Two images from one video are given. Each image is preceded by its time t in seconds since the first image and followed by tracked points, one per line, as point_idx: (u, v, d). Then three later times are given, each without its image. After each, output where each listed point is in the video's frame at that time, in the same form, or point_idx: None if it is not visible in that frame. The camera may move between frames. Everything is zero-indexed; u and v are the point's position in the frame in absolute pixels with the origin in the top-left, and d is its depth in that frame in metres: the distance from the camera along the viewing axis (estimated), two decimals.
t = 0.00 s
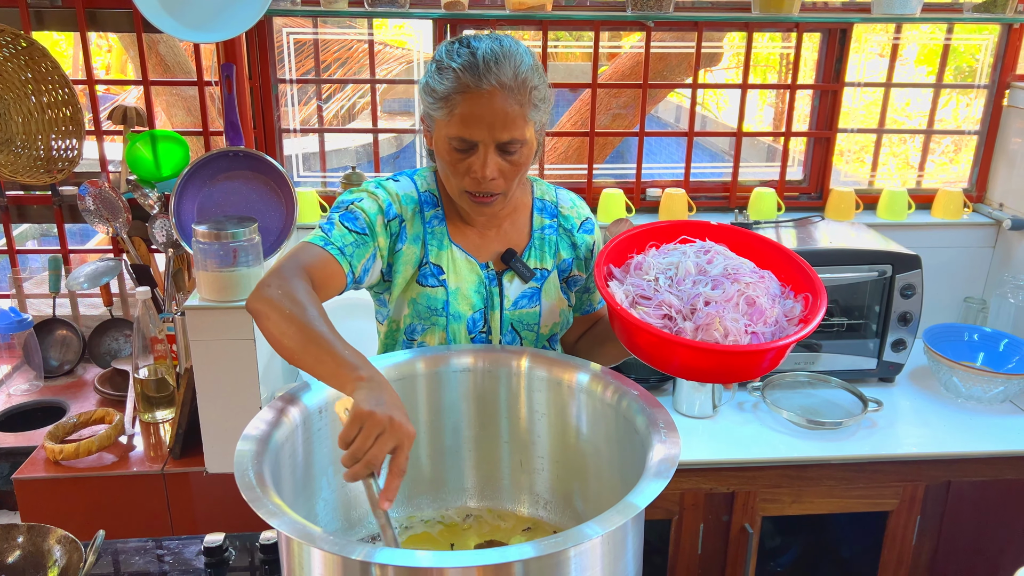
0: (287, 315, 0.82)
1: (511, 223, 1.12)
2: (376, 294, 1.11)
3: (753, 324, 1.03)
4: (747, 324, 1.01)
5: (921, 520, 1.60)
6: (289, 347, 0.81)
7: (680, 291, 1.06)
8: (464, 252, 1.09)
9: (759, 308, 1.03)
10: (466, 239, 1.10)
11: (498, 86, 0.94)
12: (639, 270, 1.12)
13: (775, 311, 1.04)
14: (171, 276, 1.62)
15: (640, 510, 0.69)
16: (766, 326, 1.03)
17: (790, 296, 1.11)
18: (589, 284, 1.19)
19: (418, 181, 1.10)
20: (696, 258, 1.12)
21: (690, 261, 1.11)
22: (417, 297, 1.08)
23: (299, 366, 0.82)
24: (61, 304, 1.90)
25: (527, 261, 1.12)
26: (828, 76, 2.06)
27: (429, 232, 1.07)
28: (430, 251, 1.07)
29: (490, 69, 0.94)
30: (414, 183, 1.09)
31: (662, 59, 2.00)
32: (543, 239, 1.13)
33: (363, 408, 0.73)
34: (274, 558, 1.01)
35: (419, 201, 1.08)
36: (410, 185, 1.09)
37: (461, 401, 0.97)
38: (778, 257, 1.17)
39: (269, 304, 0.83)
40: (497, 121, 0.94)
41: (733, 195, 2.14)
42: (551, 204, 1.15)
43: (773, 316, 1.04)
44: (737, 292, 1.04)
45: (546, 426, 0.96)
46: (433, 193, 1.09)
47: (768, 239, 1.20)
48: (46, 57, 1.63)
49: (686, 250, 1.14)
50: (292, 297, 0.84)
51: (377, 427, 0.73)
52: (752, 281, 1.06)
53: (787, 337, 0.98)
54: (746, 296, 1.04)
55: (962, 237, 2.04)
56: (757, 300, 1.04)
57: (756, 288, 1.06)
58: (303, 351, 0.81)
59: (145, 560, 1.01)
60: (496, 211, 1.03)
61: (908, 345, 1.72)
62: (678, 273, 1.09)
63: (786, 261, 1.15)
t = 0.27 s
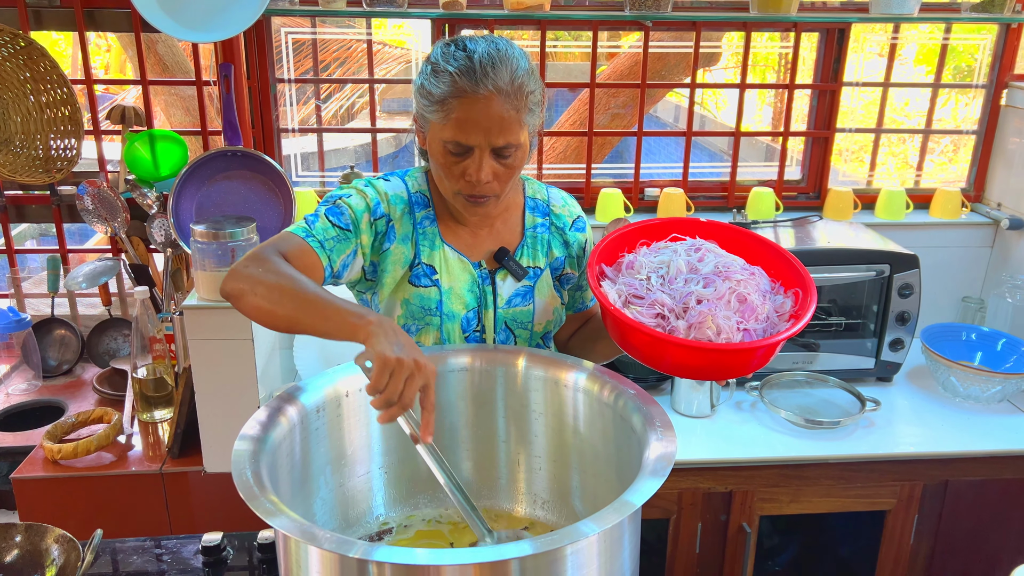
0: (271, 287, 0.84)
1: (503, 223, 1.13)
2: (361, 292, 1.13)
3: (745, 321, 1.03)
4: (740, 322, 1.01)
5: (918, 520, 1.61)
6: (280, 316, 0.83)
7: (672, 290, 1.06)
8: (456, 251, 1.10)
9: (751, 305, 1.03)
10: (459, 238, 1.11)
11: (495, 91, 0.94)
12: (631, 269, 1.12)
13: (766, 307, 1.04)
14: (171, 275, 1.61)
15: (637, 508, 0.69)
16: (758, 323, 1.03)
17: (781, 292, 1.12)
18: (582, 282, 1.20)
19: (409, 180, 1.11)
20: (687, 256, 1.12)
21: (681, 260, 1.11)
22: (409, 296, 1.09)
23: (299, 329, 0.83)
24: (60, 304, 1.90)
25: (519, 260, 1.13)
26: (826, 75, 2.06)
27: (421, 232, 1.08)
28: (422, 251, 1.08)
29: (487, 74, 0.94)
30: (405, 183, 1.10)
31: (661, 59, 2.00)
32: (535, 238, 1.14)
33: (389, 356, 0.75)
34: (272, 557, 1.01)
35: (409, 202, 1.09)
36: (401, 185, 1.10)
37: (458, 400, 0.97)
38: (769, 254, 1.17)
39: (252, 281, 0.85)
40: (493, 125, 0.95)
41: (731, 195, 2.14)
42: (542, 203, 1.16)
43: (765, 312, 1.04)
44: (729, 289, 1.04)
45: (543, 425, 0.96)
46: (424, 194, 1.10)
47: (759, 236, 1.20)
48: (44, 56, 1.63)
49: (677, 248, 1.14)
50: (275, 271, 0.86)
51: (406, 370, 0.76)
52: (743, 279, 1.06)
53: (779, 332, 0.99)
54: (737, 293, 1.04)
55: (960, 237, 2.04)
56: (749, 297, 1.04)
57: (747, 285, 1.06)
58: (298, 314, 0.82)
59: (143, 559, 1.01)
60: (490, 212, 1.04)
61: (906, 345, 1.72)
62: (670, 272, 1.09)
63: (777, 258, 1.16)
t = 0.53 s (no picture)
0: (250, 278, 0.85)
1: (498, 218, 1.15)
2: (356, 288, 1.14)
3: (738, 316, 1.02)
4: (732, 317, 1.01)
5: (917, 518, 1.61)
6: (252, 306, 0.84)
7: (666, 283, 1.06)
8: (451, 247, 1.11)
9: (744, 301, 1.03)
10: (456, 234, 1.12)
11: (491, 64, 0.99)
12: (626, 264, 1.12)
13: (760, 304, 1.03)
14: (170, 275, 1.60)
15: (636, 506, 0.69)
16: (751, 318, 1.02)
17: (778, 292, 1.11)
18: (579, 281, 1.20)
19: (405, 178, 1.13)
20: (682, 252, 1.12)
21: (676, 255, 1.11)
22: (404, 291, 1.10)
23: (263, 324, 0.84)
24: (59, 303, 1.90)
25: (515, 256, 1.14)
26: (825, 74, 2.06)
27: (416, 227, 1.09)
28: (417, 246, 1.09)
29: (486, 47, 0.99)
30: (400, 180, 1.12)
31: (660, 58, 2.00)
32: (531, 235, 1.15)
33: (325, 347, 0.74)
34: (272, 556, 1.01)
35: (404, 198, 1.10)
36: (396, 182, 1.12)
37: (457, 398, 0.97)
38: (767, 255, 1.17)
39: (234, 270, 0.85)
40: (487, 94, 0.99)
41: (731, 194, 2.15)
42: (539, 201, 1.18)
43: (758, 309, 1.03)
44: (722, 284, 1.04)
45: (543, 423, 0.96)
46: (420, 191, 1.12)
47: (759, 238, 1.20)
48: (44, 55, 1.63)
49: (673, 244, 1.14)
50: (256, 265, 0.87)
51: (336, 367, 0.73)
52: (737, 275, 1.06)
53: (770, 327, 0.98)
54: (730, 289, 1.04)
55: (959, 236, 2.04)
56: (742, 293, 1.03)
57: (742, 282, 1.05)
58: (266, 309, 0.83)
59: (143, 557, 1.01)
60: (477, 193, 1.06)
61: (905, 344, 1.72)
62: (664, 266, 1.09)
63: (776, 259, 1.15)
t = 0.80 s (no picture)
0: (259, 272, 0.90)
1: (499, 214, 1.16)
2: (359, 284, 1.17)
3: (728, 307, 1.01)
4: (722, 306, 1.00)
5: (917, 517, 1.61)
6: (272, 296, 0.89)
7: (657, 271, 1.05)
8: (450, 242, 1.12)
9: (735, 291, 1.01)
10: (457, 230, 1.14)
11: (492, 50, 1.02)
12: (620, 253, 1.12)
13: (752, 294, 1.02)
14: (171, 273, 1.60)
15: (637, 504, 0.69)
16: (741, 310, 1.00)
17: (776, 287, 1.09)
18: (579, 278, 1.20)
19: (406, 175, 1.15)
20: (677, 243, 1.11)
21: (670, 244, 1.10)
22: (403, 286, 1.12)
23: (292, 305, 0.89)
24: (60, 301, 1.90)
25: (514, 251, 1.15)
26: (826, 73, 2.06)
27: (415, 223, 1.11)
28: (416, 241, 1.11)
29: (485, 35, 1.02)
30: (401, 177, 1.14)
31: (660, 57, 2.00)
32: (531, 231, 1.16)
33: (366, 317, 0.80)
34: (272, 554, 1.02)
35: (404, 194, 1.12)
36: (397, 179, 1.13)
37: (458, 397, 0.97)
38: (767, 250, 1.15)
39: (242, 268, 0.91)
40: (489, 80, 1.01)
41: (731, 193, 2.15)
42: (539, 197, 1.18)
43: (751, 300, 1.02)
44: (713, 274, 1.03)
45: (543, 422, 0.96)
46: (420, 187, 1.13)
47: (763, 234, 1.17)
48: (44, 54, 1.63)
49: (669, 235, 1.13)
50: (263, 256, 0.92)
51: (381, 331, 0.80)
52: (731, 265, 1.05)
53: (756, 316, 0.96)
54: (721, 279, 1.02)
55: (959, 235, 2.04)
56: (734, 283, 1.02)
57: (735, 272, 1.04)
58: (287, 292, 0.89)
59: (143, 555, 1.01)
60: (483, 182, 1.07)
61: (905, 343, 1.72)
62: (658, 255, 1.09)
63: (776, 255, 1.12)
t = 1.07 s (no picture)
0: (263, 269, 0.92)
1: (498, 211, 1.16)
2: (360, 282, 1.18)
3: (718, 302, 0.97)
4: (710, 300, 0.96)
5: (918, 517, 1.61)
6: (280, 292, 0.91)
7: (648, 261, 1.01)
8: (449, 238, 1.13)
9: (726, 285, 0.97)
10: (455, 226, 1.14)
11: (485, 49, 1.01)
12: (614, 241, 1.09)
13: (745, 290, 0.97)
14: (171, 271, 1.60)
15: (638, 504, 0.69)
16: (732, 305, 0.96)
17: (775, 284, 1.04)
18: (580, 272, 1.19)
19: (406, 174, 1.15)
20: (672, 231, 1.07)
21: (665, 233, 1.06)
22: (403, 283, 1.12)
23: (301, 302, 0.91)
24: (60, 300, 1.91)
25: (513, 247, 1.15)
26: (826, 73, 2.06)
27: (415, 221, 1.12)
28: (415, 239, 1.12)
29: (478, 34, 1.02)
30: (400, 176, 1.14)
31: (661, 56, 2.00)
32: (529, 227, 1.16)
33: (383, 317, 0.82)
34: (273, 553, 1.02)
35: (403, 193, 1.13)
36: (396, 178, 1.14)
37: (459, 395, 0.97)
38: (770, 246, 1.10)
39: (248, 266, 0.92)
40: (483, 80, 1.01)
41: (731, 192, 2.15)
42: (537, 193, 1.18)
43: (743, 295, 0.97)
44: (704, 266, 0.98)
45: (544, 421, 0.96)
46: (420, 186, 1.14)
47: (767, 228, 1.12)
48: (44, 52, 1.63)
49: (665, 224, 1.09)
50: (267, 255, 0.93)
51: (398, 330, 0.82)
52: (725, 258, 1.00)
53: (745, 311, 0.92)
54: (713, 272, 0.98)
55: (960, 234, 2.04)
56: (726, 277, 0.98)
57: (729, 266, 0.99)
58: (295, 290, 0.90)
59: (143, 554, 1.01)
60: (482, 180, 1.07)
61: (906, 342, 1.72)
62: (651, 244, 1.05)
63: (777, 251, 1.08)
